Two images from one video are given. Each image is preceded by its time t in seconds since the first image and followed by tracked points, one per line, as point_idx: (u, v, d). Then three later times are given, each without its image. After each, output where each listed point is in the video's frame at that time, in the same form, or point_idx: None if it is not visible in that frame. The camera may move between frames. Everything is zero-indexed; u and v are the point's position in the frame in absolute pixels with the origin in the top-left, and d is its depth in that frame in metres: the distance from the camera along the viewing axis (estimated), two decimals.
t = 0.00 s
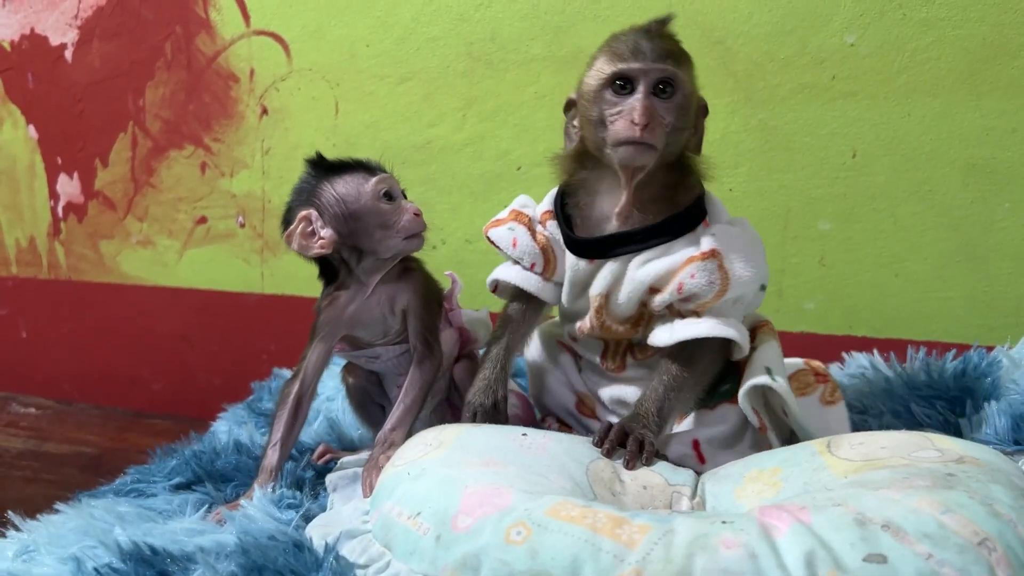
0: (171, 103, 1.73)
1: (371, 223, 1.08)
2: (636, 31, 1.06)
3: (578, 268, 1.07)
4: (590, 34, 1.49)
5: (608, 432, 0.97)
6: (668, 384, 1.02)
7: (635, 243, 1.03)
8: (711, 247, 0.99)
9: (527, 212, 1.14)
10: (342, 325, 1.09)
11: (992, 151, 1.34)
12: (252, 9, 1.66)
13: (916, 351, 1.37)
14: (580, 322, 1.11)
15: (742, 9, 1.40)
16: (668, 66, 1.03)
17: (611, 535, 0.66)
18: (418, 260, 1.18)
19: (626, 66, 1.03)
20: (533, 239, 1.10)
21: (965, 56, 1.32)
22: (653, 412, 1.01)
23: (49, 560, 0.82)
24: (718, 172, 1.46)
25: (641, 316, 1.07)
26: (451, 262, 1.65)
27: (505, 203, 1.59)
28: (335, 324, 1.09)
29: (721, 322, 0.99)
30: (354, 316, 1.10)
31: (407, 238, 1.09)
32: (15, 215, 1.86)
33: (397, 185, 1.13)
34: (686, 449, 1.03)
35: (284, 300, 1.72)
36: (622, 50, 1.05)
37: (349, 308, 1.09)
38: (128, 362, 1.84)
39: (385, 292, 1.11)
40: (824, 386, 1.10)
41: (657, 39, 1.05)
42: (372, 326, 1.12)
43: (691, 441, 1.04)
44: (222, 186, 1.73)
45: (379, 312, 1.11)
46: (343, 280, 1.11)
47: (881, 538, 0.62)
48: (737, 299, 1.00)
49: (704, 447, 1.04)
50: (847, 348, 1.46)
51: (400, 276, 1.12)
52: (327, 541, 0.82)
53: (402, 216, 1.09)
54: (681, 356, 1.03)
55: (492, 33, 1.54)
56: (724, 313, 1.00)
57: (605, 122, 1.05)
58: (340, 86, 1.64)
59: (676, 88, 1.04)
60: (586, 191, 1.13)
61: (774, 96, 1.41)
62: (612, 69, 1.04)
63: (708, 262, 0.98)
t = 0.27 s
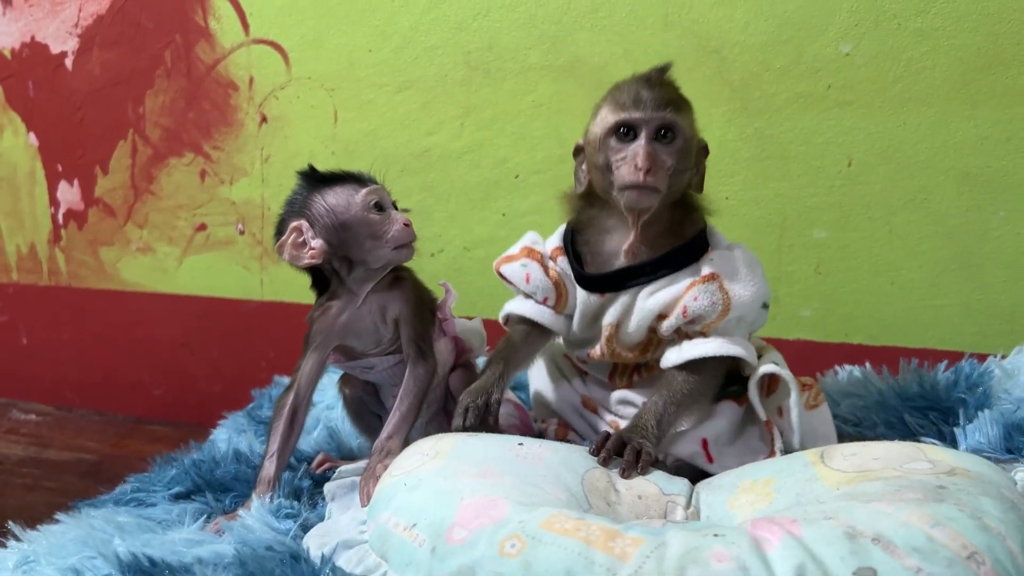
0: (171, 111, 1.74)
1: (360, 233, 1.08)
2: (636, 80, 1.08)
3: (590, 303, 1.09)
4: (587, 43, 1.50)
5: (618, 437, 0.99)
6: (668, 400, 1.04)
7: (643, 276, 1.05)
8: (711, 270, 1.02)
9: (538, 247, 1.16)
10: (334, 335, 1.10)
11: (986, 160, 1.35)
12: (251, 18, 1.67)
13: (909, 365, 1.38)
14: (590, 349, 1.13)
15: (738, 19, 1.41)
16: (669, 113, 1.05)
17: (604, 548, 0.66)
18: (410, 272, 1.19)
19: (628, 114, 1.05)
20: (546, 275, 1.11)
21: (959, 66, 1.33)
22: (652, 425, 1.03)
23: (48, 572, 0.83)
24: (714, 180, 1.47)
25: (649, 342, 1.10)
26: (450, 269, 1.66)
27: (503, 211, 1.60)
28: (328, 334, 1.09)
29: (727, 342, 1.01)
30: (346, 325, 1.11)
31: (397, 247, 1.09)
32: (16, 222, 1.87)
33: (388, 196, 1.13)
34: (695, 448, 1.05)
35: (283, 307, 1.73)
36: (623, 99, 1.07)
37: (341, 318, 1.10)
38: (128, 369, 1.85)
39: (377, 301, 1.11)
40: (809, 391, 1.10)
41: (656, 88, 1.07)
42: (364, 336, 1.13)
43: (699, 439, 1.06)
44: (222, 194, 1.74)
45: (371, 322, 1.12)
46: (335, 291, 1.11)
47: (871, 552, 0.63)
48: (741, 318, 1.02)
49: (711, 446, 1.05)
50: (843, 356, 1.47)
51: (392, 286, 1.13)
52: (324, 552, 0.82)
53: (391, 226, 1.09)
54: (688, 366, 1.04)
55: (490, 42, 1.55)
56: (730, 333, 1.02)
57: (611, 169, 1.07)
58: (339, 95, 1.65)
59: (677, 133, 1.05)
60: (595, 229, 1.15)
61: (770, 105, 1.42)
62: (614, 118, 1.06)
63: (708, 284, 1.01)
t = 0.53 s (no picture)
0: (171, 115, 1.75)
1: (375, 237, 1.09)
2: (611, 103, 1.08)
3: (585, 318, 1.10)
4: (586, 48, 1.51)
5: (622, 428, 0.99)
6: (672, 387, 1.04)
7: (637, 287, 1.07)
8: (700, 275, 1.03)
9: (533, 264, 1.17)
10: (336, 334, 1.11)
11: (984, 164, 1.35)
12: (252, 22, 1.68)
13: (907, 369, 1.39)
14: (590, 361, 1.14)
15: (736, 24, 1.42)
16: (641, 136, 1.05)
17: (601, 549, 0.67)
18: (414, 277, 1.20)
19: (600, 140, 1.06)
20: (541, 290, 1.13)
21: (957, 70, 1.33)
22: (657, 410, 1.02)
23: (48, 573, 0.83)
24: (713, 184, 1.48)
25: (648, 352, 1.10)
26: (450, 273, 1.66)
27: (503, 215, 1.60)
28: (329, 333, 1.10)
29: (720, 342, 1.02)
30: (347, 325, 1.11)
31: (409, 253, 1.10)
32: (17, 226, 1.88)
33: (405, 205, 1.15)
34: (689, 441, 1.05)
35: (284, 310, 1.73)
36: (596, 125, 1.07)
37: (343, 317, 1.10)
38: (129, 372, 1.85)
39: (379, 302, 1.12)
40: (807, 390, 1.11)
41: (630, 111, 1.06)
42: (365, 337, 1.13)
43: (695, 433, 1.05)
44: (222, 197, 1.74)
45: (372, 323, 1.13)
46: (341, 289, 1.12)
47: (867, 554, 0.63)
48: (733, 319, 1.03)
49: (706, 440, 1.06)
50: (842, 359, 1.47)
51: (395, 289, 1.13)
52: (323, 553, 0.83)
53: (407, 232, 1.10)
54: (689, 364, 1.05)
55: (489, 46, 1.56)
56: (723, 335, 1.03)
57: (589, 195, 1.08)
58: (339, 99, 1.66)
59: (651, 154, 1.05)
60: (586, 246, 1.15)
61: (768, 109, 1.42)
62: (588, 145, 1.07)
63: (698, 288, 1.02)
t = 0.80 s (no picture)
0: (172, 116, 1.75)
1: (390, 238, 1.10)
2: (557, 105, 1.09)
3: (569, 323, 1.10)
4: (587, 49, 1.51)
5: (614, 434, 0.95)
6: (671, 374, 1.01)
7: (621, 291, 1.06)
8: (687, 277, 1.02)
9: (512, 271, 1.17)
10: (341, 333, 1.11)
11: (984, 165, 1.35)
12: (253, 24, 1.68)
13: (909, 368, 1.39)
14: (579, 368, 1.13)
15: (737, 25, 1.42)
16: (573, 136, 1.04)
17: (602, 550, 0.67)
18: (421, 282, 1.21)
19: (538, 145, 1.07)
20: (520, 298, 1.13)
21: (957, 71, 1.34)
22: (657, 393, 0.99)
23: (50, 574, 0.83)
24: (714, 185, 1.48)
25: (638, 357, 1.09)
26: (450, 274, 1.66)
27: (504, 216, 1.60)
28: (334, 331, 1.10)
29: (708, 342, 1.01)
30: (353, 325, 1.11)
31: (421, 258, 1.11)
32: (19, 227, 1.88)
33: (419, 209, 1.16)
34: (676, 456, 1.01)
35: (284, 312, 1.74)
36: (538, 130, 1.08)
37: (351, 316, 1.10)
38: (130, 372, 1.85)
39: (386, 305, 1.12)
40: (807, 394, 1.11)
41: (568, 111, 1.06)
42: (369, 338, 1.14)
43: (681, 447, 1.01)
44: (223, 198, 1.75)
45: (377, 324, 1.13)
46: (350, 288, 1.12)
47: (867, 555, 0.64)
48: (721, 321, 1.02)
49: (695, 453, 1.01)
50: (842, 359, 1.47)
51: (403, 292, 1.14)
52: (324, 554, 0.83)
53: (421, 236, 1.12)
54: (681, 357, 1.02)
55: (490, 47, 1.56)
56: (712, 336, 1.02)
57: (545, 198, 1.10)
58: (340, 100, 1.66)
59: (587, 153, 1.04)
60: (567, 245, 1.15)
61: (769, 110, 1.43)
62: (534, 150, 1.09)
63: (686, 293, 1.01)
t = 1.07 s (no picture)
0: (174, 117, 1.75)
1: (393, 239, 1.10)
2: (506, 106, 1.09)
3: (549, 315, 1.10)
4: (589, 49, 1.51)
5: (592, 435, 0.94)
6: (653, 362, 0.98)
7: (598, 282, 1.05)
8: (664, 266, 1.00)
9: (490, 265, 1.18)
10: (345, 334, 1.10)
11: (987, 165, 1.35)
12: (254, 24, 1.68)
13: (913, 365, 1.38)
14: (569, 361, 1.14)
15: (738, 25, 1.42)
16: (513, 139, 1.05)
17: (604, 551, 0.67)
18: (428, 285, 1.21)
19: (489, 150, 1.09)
20: (496, 294, 1.15)
21: (960, 71, 1.33)
22: (640, 381, 0.98)
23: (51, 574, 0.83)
24: (715, 185, 1.47)
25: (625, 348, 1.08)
26: (451, 275, 1.66)
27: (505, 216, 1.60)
28: (337, 332, 1.10)
29: (687, 329, 0.98)
30: (357, 326, 1.11)
31: (425, 259, 1.11)
32: (20, 227, 1.88)
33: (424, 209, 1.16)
34: (683, 471, 1.00)
35: (285, 312, 1.73)
36: (490, 136, 1.09)
37: (355, 317, 1.10)
38: (131, 373, 1.85)
39: (391, 307, 1.12)
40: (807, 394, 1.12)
41: (511, 113, 1.07)
42: (373, 340, 1.13)
43: (687, 460, 1.01)
44: (225, 199, 1.75)
45: (381, 326, 1.13)
46: (354, 288, 1.12)
47: (870, 555, 0.63)
48: (703, 308, 0.99)
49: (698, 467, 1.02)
50: (844, 360, 1.47)
51: (408, 294, 1.13)
52: (326, 554, 0.83)
53: (424, 237, 1.11)
54: (663, 346, 0.99)
55: (491, 47, 1.56)
56: (692, 324, 0.99)
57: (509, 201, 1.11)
58: (342, 100, 1.66)
59: (527, 154, 1.04)
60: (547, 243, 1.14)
61: (771, 110, 1.42)
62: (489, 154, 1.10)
63: (662, 282, 0.99)
